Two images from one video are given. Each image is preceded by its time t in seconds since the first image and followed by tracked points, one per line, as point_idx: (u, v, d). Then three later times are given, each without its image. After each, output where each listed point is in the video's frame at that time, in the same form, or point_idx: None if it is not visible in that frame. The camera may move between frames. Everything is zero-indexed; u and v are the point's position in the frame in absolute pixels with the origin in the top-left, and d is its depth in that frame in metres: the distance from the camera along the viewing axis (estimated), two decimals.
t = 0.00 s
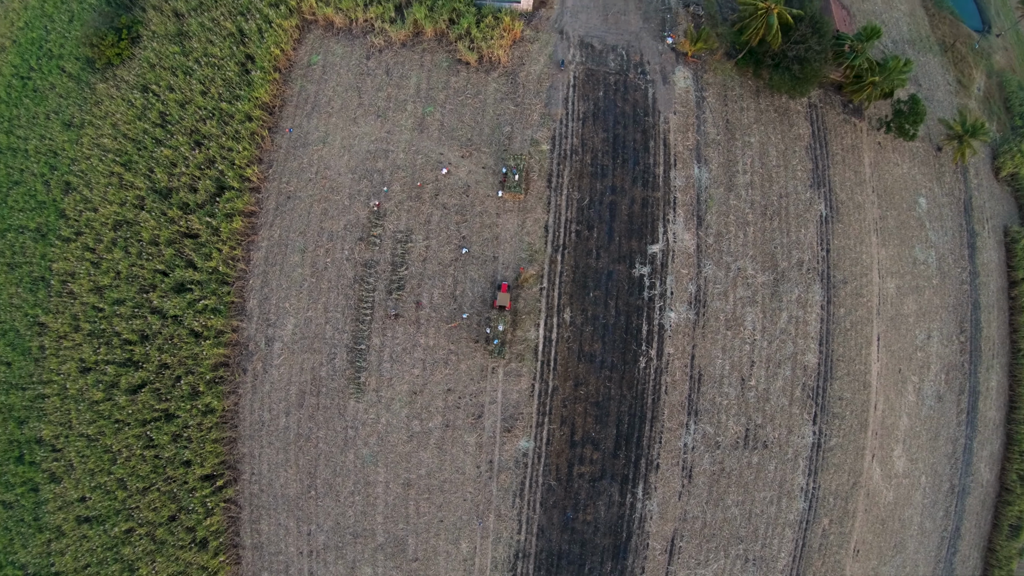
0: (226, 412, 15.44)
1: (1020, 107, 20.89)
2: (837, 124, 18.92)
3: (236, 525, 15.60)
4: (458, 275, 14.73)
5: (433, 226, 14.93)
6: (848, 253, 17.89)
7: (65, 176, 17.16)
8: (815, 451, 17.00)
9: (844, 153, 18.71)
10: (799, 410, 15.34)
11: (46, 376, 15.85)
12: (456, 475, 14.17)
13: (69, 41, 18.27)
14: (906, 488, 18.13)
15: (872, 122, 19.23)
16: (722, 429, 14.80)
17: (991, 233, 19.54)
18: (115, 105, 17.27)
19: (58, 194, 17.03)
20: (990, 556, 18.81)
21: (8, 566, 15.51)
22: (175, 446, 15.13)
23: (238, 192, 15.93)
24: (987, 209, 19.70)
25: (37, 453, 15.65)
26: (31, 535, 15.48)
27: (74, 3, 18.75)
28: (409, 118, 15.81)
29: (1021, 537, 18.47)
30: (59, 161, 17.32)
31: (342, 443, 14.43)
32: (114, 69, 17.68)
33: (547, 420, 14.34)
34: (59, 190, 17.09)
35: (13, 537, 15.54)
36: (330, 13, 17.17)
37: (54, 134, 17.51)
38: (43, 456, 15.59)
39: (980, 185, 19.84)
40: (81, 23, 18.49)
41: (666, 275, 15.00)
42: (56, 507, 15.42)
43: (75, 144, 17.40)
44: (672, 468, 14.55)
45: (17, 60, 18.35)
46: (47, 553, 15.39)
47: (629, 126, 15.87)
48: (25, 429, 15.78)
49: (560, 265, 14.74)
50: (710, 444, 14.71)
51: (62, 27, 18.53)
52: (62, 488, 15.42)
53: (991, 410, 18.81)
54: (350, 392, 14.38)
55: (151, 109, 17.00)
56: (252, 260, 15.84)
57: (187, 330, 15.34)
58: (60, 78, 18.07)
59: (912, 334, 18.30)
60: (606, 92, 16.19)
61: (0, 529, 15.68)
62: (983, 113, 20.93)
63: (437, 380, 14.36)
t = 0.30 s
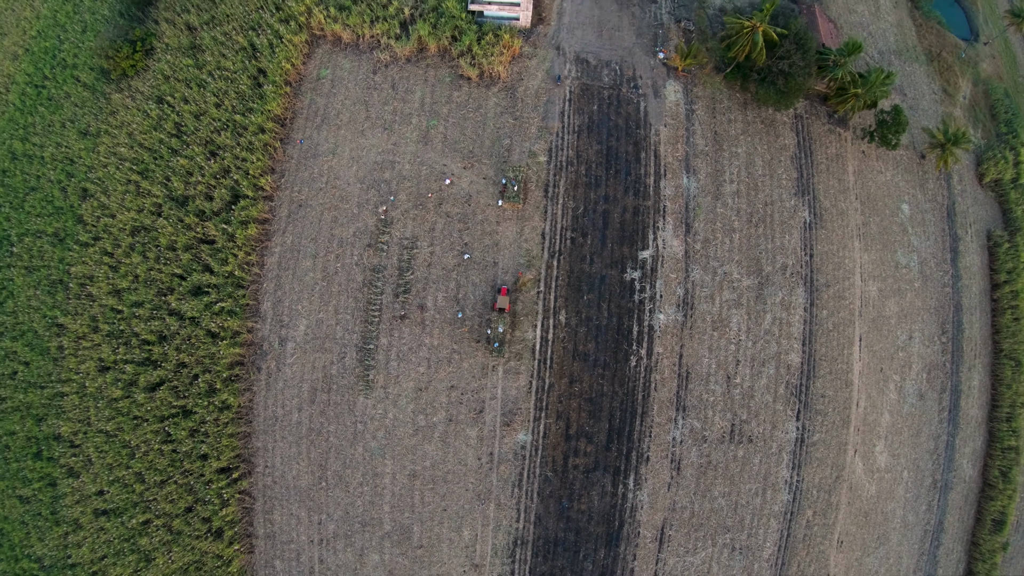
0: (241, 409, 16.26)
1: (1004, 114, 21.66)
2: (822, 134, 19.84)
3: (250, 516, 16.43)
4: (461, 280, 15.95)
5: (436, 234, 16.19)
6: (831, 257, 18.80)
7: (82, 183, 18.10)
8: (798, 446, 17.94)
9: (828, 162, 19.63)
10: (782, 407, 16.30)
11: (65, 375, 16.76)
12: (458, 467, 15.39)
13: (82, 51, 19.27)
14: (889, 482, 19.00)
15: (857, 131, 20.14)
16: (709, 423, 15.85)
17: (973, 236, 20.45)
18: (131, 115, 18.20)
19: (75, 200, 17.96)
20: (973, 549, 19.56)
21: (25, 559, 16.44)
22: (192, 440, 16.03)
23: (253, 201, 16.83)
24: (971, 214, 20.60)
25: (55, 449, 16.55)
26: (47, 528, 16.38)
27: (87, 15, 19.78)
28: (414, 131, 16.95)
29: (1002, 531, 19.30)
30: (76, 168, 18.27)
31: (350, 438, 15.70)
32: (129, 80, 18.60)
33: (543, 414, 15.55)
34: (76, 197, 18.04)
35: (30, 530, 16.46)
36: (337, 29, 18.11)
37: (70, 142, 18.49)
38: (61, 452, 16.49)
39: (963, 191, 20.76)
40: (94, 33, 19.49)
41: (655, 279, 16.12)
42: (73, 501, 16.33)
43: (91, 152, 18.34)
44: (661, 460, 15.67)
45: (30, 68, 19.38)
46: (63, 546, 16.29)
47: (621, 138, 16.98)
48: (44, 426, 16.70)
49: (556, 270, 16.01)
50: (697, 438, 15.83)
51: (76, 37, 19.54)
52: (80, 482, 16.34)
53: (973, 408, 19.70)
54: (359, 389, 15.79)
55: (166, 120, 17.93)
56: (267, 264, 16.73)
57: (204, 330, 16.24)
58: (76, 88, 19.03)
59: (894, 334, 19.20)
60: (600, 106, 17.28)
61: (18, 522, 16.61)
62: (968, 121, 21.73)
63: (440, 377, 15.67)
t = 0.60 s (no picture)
0: (256, 405, 17.25)
1: (991, 121, 22.60)
2: (808, 143, 20.75)
3: (263, 506, 17.36)
4: (463, 283, 17.26)
5: (441, 241, 17.46)
6: (815, 261, 19.62)
7: (99, 190, 19.06)
8: (783, 441, 18.52)
9: (814, 170, 20.55)
10: (768, 403, 18.13)
11: (84, 373, 17.71)
12: (461, 458, 16.64)
13: (97, 61, 20.33)
14: (872, 476, 19.91)
15: (842, 140, 21.10)
16: (696, 418, 17.36)
17: (958, 240, 21.41)
18: (147, 124, 19.19)
19: (92, 206, 18.93)
20: (958, 542, 20.51)
21: (40, 552, 17.26)
22: (209, 434, 16.97)
23: (267, 208, 17.81)
24: (955, 219, 21.54)
25: (74, 444, 17.50)
26: (65, 521, 17.29)
27: (101, 26, 20.83)
28: (419, 142, 18.15)
29: (986, 526, 20.21)
30: (93, 175, 19.23)
31: (360, 431, 16.91)
32: (144, 90, 19.60)
33: (540, 409, 16.91)
34: (94, 203, 19.01)
35: (47, 524, 17.35)
36: (346, 44, 19.17)
37: (87, 149, 19.49)
38: (80, 448, 17.44)
39: (948, 197, 21.70)
40: (107, 43, 20.51)
41: (646, 282, 17.67)
42: (91, 494, 17.25)
43: (108, 159, 19.32)
44: (652, 453, 17.09)
45: (45, 77, 20.41)
46: (80, 538, 17.20)
47: (615, 149, 18.44)
48: (63, 422, 17.64)
49: (553, 274, 17.45)
50: (686, 433, 17.31)
51: (90, 47, 20.58)
52: (99, 476, 17.27)
53: (956, 406, 20.65)
54: (367, 385, 16.97)
55: (181, 130, 18.90)
56: (279, 268, 17.67)
57: (221, 330, 17.22)
58: (91, 97, 20.01)
59: (877, 335, 20.12)
60: (595, 118, 18.68)
61: (35, 516, 17.48)
62: (954, 128, 22.67)
63: (444, 373, 16.90)
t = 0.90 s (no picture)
0: (269, 400, 18.23)
1: (976, 127, 23.57)
2: (795, 151, 21.72)
3: (274, 498, 18.31)
4: (465, 286, 18.39)
5: (444, 245, 18.58)
6: (800, 265, 20.60)
7: (114, 196, 19.99)
8: (769, 435, 19.41)
9: (800, 177, 21.50)
10: (754, 399, 19.30)
11: (100, 371, 18.64)
12: (462, 450, 17.77)
13: (110, 70, 21.25)
14: (856, 469, 20.84)
15: (828, 148, 22.04)
16: (684, 413, 18.55)
17: (941, 244, 22.38)
18: (160, 133, 20.13)
19: (108, 211, 19.87)
20: (942, 536, 21.43)
21: (55, 545, 18.20)
22: (223, 429, 17.90)
23: (279, 214, 18.80)
24: (939, 223, 22.52)
25: (91, 440, 18.43)
26: (81, 514, 18.20)
27: (112, 35, 21.75)
28: (423, 152, 19.24)
29: (970, 520, 21.13)
30: (108, 181, 20.17)
31: (368, 425, 17.99)
32: (157, 99, 20.54)
33: (538, 404, 18.11)
34: (109, 208, 19.93)
35: (62, 517, 18.26)
36: (352, 57, 20.13)
37: (101, 156, 20.41)
38: (96, 443, 18.37)
39: (932, 201, 22.68)
40: (119, 53, 21.47)
41: (637, 285, 18.85)
42: (106, 488, 18.18)
43: (122, 166, 20.25)
44: (643, 446, 18.26)
45: (58, 84, 21.33)
46: (95, 530, 18.12)
47: (609, 159, 19.55)
48: (79, 419, 18.57)
49: (550, 276, 18.62)
50: (676, 427, 18.47)
51: (102, 56, 21.50)
52: (115, 470, 18.19)
53: (940, 403, 21.61)
54: (375, 381, 18.08)
55: (195, 139, 19.84)
56: (290, 271, 18.70)
57: (235, 330, 18.17)
58: (105, 105, 20.93)
59: (860, 334, 21.08)
60: (590, 129, 19.78)
61: (50, 510, 18.40)
62: (940, 134, 23.61)
63: (447, 370, 18.07)
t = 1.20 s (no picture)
0: (282, 397, 19.30)
1: (964, 133, 24.51)
2: (783, 160, 22.60)
3: (287, 489, 19.33)
4: (467, 289, 19.59)
5: (448, 250, 19.78)
6: (787, 268, 21.60)
7: (130, 202, 20.95)
8: (756, 430, 20.46)
9: (788, 184, 22.42)
10: (742, 396, 20.46)
11: (118, 370, 19.61)
12: (465, 444, 19.01)
13: (124, 79, 22.23)
14: (842, 465, 21.78)
15: (816, 156, 22.92)
16: (675, 408, 19.78)
17: (927, 248, 23.36)
18: (175, 141, 21.12)
19: (124, 216, 20.83)
20: (929, 530, 22.32)
21: (72, 537, 19.20)
22: (238, 424, 18.90)
23: (292, 221, 19.88)
24: (924, 227, 23.51)
25: (108, 436, 19.40)
26: (98, 507, 19.20)
27: (125, 45, 22.76)
28: (429, 162, 20.41)
29: (956, 514, 22.01)
30: (124, 187, 21.14)
31: (377, 419, 19.17)
32: (172, 109, 21.53)
33: (536, 399, 19.32)
34: (126, 213, 20.91)
35: (79, 511, 19.26)
36: (360, 70, 21.13)
37: (117, 163, 21.39)
38: (114, 438, 19.34)
39: (918, 207, 23.67)
40: (133, 62, 22.47)
41: (631, 288, 20.04)
42: (123, 482, 19.15)
43: (138, 172, 21.23)
44: (636, 440, 19.48)
45: (72, 92, 22.41)
46: (111, 523, 19.11)
47: (604, 168, 20.70)
48: (97, 416, 19.54)
49: (548, 280, 19.81)
50: (667, 422, 19.71)
51: (115, 65, 22.50)
52: (132, 464, 19.16)
53: (925, 401, 22.59)
54: (384, 378, 19.28)
55: (210, 148, 20.84)
56: (304, 274, 19.88)
57: (250, 331, 19.21)
58: (119, 113, 21.91)
59: (846, 335, 22.08)
60: (586, 140, 20.92)
61: (67, 504, 19.40)
62: (927, 141, 24.57)
63: (451, 368, 19.27)
